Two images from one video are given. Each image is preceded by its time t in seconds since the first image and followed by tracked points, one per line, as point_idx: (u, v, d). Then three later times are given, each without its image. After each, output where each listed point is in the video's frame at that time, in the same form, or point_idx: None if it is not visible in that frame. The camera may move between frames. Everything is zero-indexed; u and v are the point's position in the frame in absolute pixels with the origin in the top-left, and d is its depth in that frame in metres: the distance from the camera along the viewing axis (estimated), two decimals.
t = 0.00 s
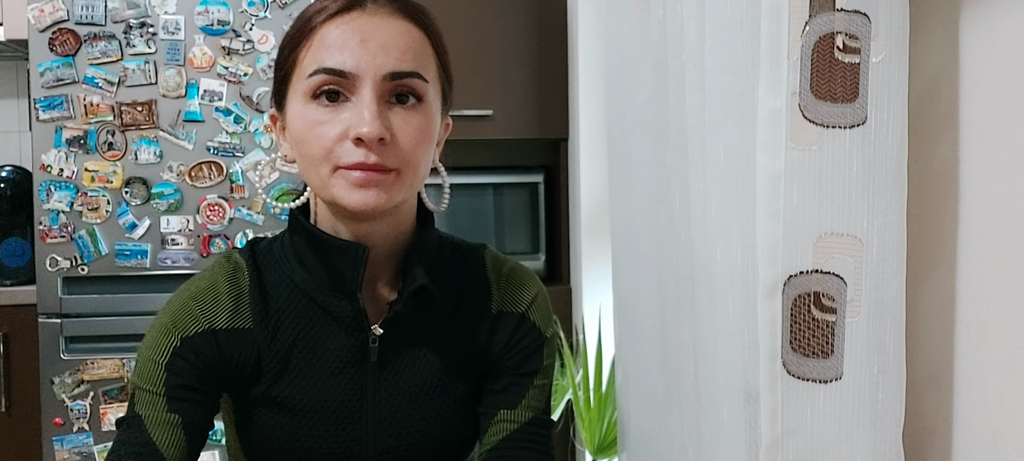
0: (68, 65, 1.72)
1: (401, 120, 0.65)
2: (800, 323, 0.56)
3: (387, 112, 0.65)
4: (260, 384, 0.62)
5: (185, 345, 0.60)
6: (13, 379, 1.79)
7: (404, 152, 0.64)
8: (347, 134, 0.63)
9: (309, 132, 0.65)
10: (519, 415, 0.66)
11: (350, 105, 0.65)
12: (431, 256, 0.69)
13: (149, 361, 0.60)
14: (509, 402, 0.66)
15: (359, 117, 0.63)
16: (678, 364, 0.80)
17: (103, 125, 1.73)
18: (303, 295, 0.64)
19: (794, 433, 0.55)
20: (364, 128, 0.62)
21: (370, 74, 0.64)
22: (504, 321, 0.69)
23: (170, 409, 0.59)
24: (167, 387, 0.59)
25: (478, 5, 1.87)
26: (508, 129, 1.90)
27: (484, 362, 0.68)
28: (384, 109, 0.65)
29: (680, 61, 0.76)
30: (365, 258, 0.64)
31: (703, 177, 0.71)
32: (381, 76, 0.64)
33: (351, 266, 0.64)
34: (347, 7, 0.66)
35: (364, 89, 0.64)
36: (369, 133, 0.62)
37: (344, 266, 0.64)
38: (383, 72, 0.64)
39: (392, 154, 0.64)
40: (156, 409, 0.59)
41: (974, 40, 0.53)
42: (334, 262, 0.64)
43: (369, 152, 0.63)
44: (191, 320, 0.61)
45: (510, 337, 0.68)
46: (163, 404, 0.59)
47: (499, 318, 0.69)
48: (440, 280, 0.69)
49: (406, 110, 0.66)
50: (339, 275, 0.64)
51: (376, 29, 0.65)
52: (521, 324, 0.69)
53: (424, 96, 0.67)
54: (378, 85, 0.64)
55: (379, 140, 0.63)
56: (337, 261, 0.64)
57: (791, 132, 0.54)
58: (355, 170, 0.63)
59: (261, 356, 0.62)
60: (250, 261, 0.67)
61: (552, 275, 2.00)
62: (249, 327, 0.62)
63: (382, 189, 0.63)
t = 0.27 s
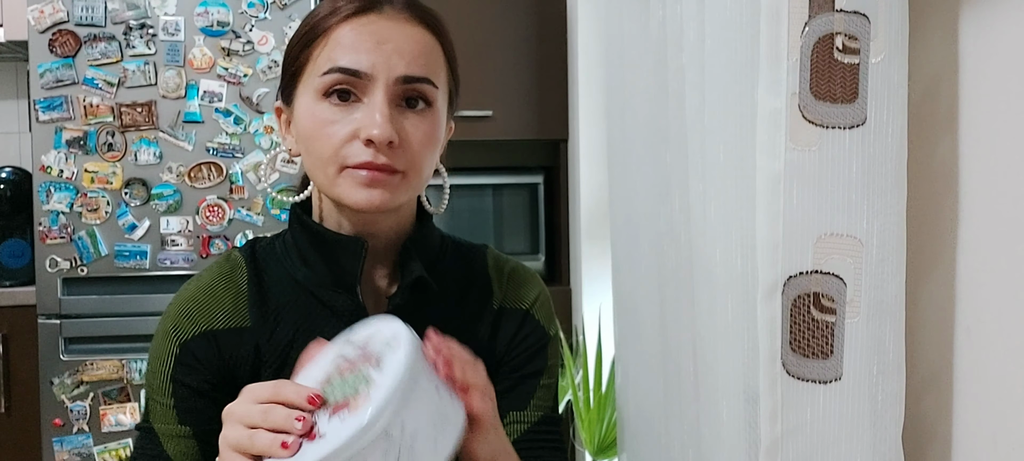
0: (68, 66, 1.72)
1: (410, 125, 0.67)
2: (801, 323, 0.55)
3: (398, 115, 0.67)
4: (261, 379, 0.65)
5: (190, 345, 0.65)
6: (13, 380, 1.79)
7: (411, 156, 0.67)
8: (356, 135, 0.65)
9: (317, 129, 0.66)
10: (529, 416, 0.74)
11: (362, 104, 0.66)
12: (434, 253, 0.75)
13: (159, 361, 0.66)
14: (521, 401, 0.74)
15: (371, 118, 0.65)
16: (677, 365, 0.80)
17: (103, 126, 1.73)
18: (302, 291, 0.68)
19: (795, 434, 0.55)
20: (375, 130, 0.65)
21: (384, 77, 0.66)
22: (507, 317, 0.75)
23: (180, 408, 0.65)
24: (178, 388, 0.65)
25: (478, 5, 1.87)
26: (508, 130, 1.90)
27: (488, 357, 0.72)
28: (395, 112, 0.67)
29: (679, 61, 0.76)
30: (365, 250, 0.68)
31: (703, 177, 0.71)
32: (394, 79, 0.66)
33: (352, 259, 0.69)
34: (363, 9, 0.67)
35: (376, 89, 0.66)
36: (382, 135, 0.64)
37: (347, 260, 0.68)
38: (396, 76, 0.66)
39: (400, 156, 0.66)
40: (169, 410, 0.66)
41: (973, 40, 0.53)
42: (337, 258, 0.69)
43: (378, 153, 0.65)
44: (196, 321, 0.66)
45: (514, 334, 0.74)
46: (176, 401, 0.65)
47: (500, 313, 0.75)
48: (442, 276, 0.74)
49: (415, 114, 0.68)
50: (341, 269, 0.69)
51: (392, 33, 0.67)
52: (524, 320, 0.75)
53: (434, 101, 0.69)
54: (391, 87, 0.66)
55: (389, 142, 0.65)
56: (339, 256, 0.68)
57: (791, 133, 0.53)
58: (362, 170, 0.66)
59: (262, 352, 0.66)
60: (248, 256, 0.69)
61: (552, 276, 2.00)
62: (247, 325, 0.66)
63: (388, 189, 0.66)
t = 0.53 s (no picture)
0: (68, 66, 1.72)
1: (420, 131, 0.67)
2: (801, 324, 0.56)
3: (410, 122, 0.67)
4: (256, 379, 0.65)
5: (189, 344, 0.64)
6: (13, 380, 1.79)
7: (418, 160, 0.67)
8: (369, 137, 0.65)
9: (332, 129, 0.67)
10: (511, 417, 0.72)
11: (378, 109, 0.66)
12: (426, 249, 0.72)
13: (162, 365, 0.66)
14: (507, 402, 0.72)
15: (386, 122, 0.65)
16: (677, 366, 0.80)
17: (103, 126, 1.73)
18: (295, 289, 0.66)
19: (795, 434, 0.55)
20: (390, 132, 0.64)
21: (401, 80, 0.66)
22: (501, 313, 0.72)
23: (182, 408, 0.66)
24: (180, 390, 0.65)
25: (478, 5, 1.87)
26: (508, 130, 1.90)
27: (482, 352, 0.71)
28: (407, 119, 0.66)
29: (680, 61, 0.76)
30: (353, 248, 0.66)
31: (703, 178, 0.71)
32: (408, 86, 0.66)
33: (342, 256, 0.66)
34: (382, 15, 0.68)
35: (391, 95, 0.66)
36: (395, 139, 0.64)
37: (335, 256, 0.66)
38: (411, 81, 0.66)
39: (410, 162, 0.66)
40: (174, 413, 0.66)
41: (974, 40, 0.53)
42: (326, 254, 0.66)
43: (390, 156, 0.64)
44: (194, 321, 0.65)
45: (510, 330, 0.72)
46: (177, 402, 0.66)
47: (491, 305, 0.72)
48: (430, 271, 0.71)
49: (425, 122, 0.68)
50: (331, 265, 0.66)
51: (409, 43, 0.67)
52: (519, 315, 0.73)
53: (442, 110, 0.70)
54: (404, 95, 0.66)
55: (402, 146, 0.65)
56: (328, 253, 0.66)
57: (791, 133, 0.53)
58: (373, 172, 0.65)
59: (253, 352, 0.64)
60: (243, 260, 0.69)
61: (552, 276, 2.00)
62: (239, 325, 0.65)
63: (394, 196, 0.65)
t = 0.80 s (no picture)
0: (68, 65, 1.71)
1: (420, 121, 0.68)
2: (800, 323, 0.56)
3: (411, 109, 0.67)
4: (252, 378, 0.65)
5: (183, 343, 0.64)
6: (13, 379, 1.79)
7: (418, 148, 0.67)
8: (370, 125, 0.65)
9: (331, 120, 0.66)
10: (527, 405, 0.74)
11: (378, 98, 0.66)
12: (421, 247, 0.72)
13: (157, 364, 0.66)
14: (519, 392, 0.73)
15: (387, 109, 0.65)
16: (677, 365, 0.80)
17: (103, 125, 1.73)
18: (291, 287, 0.66)
19: (795, 434, 0.55)
20: (391, 118, 0.64)
21: (400, 69, 0.67)
22: (501, 310, 0.72)
23: (177, 406, 0.66)
24: (176, 390, 0.65)
25: (478, 4, 1.87)
26: (508, 129, 1.90)
27: (481, 349, 0.70)
28: (408, 107, 0.67)
29: (680, 61, 0.76)
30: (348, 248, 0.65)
31: (703, 178, 0.71)
32: (409, 75, 0.67)
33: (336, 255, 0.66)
34: (380, 10, 0.69)
35: (392, 83, 0.66)
36: (398, 124, 0.64)
37: (328, 255, 0.65)
38: (411, 71, 0.67)
39: (410, 148, 0.66)
40: (169, 412, 0.66)
41: (974, 39, 0.53)
42: (318, 252, 0.66)
43: (391, 142, 0.64)
44: (189, 321, 0.65)
45: (512, 325, 0.72)
46: (173, 401, 0.66)
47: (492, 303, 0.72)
48: (428, 271, 0.71)
49: (424, 113, 0.69)
50: (324, 264, 0.66)
51: (410, 34, 0.68)
52: (520, 311, 0.73)
53: (439, 102, 0.70)
54: (406, 83, 0.67)
55: (403, 132, 0.64)
56: (321, 251, 0.65)
57: (792, 133, 0.53)
58: (372, 160, 0.65)
59: (249, 350, 0.64)
60: (237, 260, 0.70)
61: (552, 275, 2.00)
62: (234, 323, 0.65)
63: (395, 182, 0.65)
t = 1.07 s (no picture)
0: (68, 65, 1.72)
1: (418, 117, 0.68)
2: (800, 323, 0.56)
3: (409, 107, 0.67)
4: (254, 379, 0.65)
5: (184, 345, 0.64)
6: (13, 379, 1.80)
7: (417, 145, 0.67)
8: (369, 122, 0.65)
9: (330, 119, 0.67)
10: (528, 398, 0.75)
11: (376, 96, 0.67)
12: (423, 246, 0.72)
13: (157, 366, 0.65)
14: (520, 388, 0.74)
15: (386, 106, 0.65)
16: (677, 365, 0.80)
17: (103, 125, 1.73)
18: (293, 287, 0.66)
19: (794, 433, 0.55)
20: (389, 114, 0.65)
21: (397, 66, 0.67)
22: (504, 309, 0.72)
23: (178, 408, 0.65)
24: (178, 392, 0.65)
25: (478, 5, 1.87)
26: (508, 129, 1.90)
27: (483, 348, 0.71)
28: (406, 105, 0.67)
29: (680, 61, 0.76)
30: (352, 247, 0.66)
31: (703, 178, 0.71)
32: (406, 73, 0.67)
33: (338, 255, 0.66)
34: (377, 9, 0.69)
35: (389, 81, 0.67)
36: (396, 119, 0.65)
37: (331, 255, 0.66)
38: (408, 68, 0.67)
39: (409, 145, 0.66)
40: (171, 414, 0.65)
41: (974, 39, 0.53)
42: (321, 252, 0.66)
43: (390, 138, 0.65)
44: (190, 321, 0.64)
45: (515, 324, 0.73)
46: (174, 403, 0.65)
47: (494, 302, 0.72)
48: (431, 270, 0.71)
49: (422, 110, 0.69)
50: (328, 264, 0.66)
51: (406, 31, 0.68)
52: (522, 310, 0.73)
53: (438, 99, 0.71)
54: (403, 81, 0.67)
55: (401, 127, 0.65)
56: (324, 251, 0.66)
57: (792, 133, 0.54)
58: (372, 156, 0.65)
59: (252, 351, 0.64)
60: (237, 260, 0.69)
61: (552, 276, 2.00)
62: (236, 324, 0.64)
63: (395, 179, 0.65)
